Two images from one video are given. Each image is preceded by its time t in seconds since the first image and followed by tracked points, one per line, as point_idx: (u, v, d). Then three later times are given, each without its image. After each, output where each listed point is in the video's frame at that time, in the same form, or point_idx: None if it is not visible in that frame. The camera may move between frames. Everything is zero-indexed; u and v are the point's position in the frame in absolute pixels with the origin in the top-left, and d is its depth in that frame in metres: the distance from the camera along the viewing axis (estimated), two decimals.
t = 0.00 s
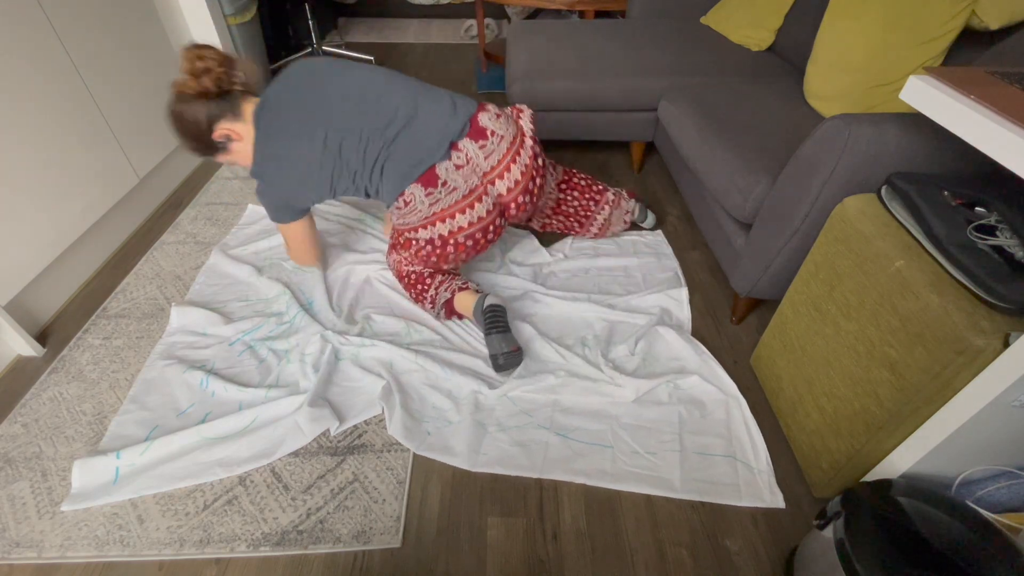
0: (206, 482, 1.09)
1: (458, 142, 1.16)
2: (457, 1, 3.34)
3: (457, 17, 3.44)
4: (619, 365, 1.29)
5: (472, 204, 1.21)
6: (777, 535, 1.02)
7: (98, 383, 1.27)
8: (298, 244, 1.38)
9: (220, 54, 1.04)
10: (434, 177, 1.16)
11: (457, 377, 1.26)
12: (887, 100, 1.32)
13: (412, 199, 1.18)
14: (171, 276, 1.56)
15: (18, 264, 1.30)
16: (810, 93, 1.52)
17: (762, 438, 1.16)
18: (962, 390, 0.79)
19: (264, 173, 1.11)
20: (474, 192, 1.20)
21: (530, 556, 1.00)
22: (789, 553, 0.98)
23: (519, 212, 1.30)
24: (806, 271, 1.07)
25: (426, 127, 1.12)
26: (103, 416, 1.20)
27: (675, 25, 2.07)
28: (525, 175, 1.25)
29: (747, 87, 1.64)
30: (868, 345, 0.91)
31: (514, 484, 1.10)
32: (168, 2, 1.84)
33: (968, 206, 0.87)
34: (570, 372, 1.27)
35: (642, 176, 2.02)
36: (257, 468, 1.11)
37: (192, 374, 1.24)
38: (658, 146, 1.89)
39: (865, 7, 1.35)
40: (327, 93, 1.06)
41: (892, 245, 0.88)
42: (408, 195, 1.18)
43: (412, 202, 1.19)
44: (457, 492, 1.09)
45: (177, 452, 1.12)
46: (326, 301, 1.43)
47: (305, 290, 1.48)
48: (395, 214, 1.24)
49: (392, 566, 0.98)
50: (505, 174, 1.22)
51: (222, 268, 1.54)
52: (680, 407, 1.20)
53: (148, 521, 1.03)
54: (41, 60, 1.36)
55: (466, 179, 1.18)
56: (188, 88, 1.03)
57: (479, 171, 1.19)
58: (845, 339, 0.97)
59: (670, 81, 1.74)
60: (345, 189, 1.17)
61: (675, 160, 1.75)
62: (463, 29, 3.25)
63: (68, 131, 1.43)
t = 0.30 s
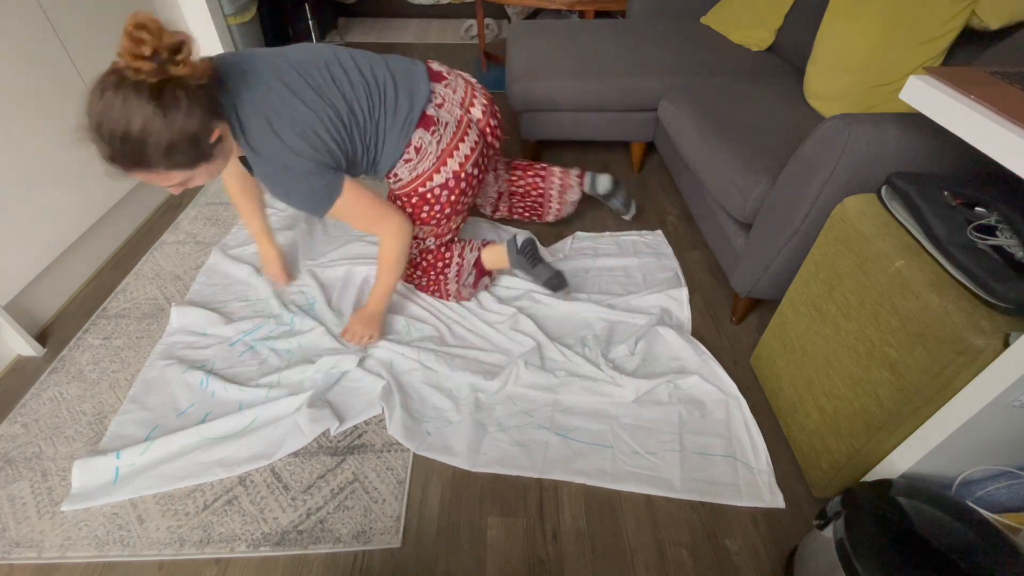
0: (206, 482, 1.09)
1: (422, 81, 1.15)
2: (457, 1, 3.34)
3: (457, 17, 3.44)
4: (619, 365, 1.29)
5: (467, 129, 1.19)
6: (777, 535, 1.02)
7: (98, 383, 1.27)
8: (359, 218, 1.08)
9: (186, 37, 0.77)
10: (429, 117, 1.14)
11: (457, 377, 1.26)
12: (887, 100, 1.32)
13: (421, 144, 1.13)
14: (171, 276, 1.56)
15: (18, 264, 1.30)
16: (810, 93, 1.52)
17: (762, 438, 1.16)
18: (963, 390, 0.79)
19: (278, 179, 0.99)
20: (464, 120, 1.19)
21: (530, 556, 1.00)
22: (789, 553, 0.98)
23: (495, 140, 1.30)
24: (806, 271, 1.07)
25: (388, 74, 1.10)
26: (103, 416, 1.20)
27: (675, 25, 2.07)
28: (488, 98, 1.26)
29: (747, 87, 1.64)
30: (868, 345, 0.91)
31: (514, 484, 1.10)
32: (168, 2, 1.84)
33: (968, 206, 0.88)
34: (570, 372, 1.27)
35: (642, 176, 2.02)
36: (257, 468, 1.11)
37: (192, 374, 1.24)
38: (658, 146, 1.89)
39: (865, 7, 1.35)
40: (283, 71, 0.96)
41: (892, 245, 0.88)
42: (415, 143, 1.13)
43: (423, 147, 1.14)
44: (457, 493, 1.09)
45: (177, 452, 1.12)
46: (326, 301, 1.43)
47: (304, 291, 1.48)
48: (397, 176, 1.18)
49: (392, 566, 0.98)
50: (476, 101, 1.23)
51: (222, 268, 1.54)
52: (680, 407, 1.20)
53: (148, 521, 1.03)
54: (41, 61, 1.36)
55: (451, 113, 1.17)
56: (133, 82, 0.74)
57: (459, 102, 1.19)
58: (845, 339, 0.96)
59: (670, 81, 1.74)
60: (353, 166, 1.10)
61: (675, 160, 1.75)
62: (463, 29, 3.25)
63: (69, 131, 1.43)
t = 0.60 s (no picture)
0: (206, 482, 1.09)
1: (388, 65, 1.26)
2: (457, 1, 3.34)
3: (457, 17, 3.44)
4: (619, 365, 1.29)
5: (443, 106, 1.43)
6: (777, 535, 1.02)
7: (98, 383, 1.27)
8: (378, 189, 1.14)
9: (202, 28, 0.85)
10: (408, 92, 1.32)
11: (457, 376, 1.26)
12: (888, 100, 1.32)
13: (425, 109, 1.32)
14: (171, 276, 1.56)
15: (18, 264, 1.30)
16: (810, 93, 1.52)
17: (762, 438, 1.16)
18: (962, 390, 0.79)
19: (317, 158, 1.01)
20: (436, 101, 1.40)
21: (530, 555, 1.00)
22: (789, 553, 0.98)
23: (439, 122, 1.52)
24: (806, 271, 1.07)
25: (344, 62, 1.18)
26: (103, 416, 1.20)
27: (675, 25, 2.07)
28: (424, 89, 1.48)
29: (747, 87, 1.64)
30: (868, 345, 0.91)
31: (514, 484, 1.10)
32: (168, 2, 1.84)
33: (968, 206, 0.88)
34: (570, 371, 1.27)
35: (642, 175, 2.02)
36: (257, 468, 1.11)
37: (192, 373, 1.24)
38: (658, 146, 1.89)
39: (865, 7, 1.35)
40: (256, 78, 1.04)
41: (892, 245, 0.88)
42: (418, 108, 1.30)
43: (426, 113, 1.32)
44: (457, 492, 1.09)
45: (177, 452, 1.12)
46: (326, 302, 1.42)
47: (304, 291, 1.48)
48: (416, 146, 1.32)
49: (392, 566, 0.98)
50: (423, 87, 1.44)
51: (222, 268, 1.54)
52: (680, 407, 1.20)
53: (148, 521, 1.03)
54: (41, 61, 1.36)
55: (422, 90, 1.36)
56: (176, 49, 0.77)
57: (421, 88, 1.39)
58: (845, 340, 0.97)
59: (670, 81, 1.74)
60: (367, 136, 1.14)
61: (675, 160, 1.75)
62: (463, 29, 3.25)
63: (69, 131, 1.43)
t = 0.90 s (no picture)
0: (206, 482, 1.09)
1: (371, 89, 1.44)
2: (457, 1, 3.34)
3: (457, 17, 3.44)
4: (619, 365, 1.29)
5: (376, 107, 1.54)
6: (777, 535, 1.02)
7: (98, 383, 1.27)
8: (381, 183, 1.15)
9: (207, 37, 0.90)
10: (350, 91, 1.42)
11: (457, 376, 1.26)
12: (888, 100, 1.32)
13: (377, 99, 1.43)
14: (171, 276, 1.56)
15: (18, 264, 1.30)
16: (810, 93, 1.51)
17: (762, 438, 1.16)
18: (962, 390, 0.79)
19: (339, 131, 1.10)
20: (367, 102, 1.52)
21: (530, 556, 1.00)
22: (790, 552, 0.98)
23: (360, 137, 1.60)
24: (806, 271, 1.07)
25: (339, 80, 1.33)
26: (103, 416, 1.20)
27: (675, 26, 2.07)
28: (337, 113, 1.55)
29: (747, 87, 1.64)
30: (868, 345, 0.91)
31: (514, 484, 1.10)
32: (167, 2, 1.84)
33: (968, 206, 0.87)
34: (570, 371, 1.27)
35: (642, 175, 2.02)
36: (257, 468, 1.11)
37: (192, 373, 1.24)
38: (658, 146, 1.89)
39: (865, 7, 1.34)
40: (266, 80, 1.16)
41: (892, 245, 0.88)
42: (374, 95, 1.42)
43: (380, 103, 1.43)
44: (457, 492, 1.09)
45: (177, 452, 1.12)
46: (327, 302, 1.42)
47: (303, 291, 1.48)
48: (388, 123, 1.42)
49: (392, 566, 0.98)
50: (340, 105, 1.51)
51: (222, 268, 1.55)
52: (680, 407, 1.20)
53: (148, 521, 1.03)
54: (41, 61, 1.36)
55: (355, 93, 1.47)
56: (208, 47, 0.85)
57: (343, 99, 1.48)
58: (845, 340, 0.97)
59: (670, 81, 1.74)
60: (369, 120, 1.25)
61: (675, 160, 1.75)
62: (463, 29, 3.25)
63: (69, 131, 1.43)
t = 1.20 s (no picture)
0: (206, 482, 1.09)
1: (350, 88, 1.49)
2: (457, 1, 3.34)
3: (457, 17, 3.44)
4: (619, 365, 1.29)
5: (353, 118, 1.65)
6: (777, 536, 1.02)
7: (98, 383, 1.27)
8: (396, 189, 1.22)
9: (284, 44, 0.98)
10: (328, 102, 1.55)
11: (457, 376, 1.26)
12: (888, 100, 1.32)
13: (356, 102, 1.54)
14: (171, 276, 1.56)
15: (18, 264, 1.30)
16: (810, 93, 1.51)
17: (762, 438, 1.16)
18: (962, 389, 0.79)
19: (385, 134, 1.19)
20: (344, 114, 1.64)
21: (530, 556, 1.00)
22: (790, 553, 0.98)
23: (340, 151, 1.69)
24: (806, 271, 1.07)
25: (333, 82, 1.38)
26: (103, 416, 1.20)
27: (675, 26, 2.07)
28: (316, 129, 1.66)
29: (747, 87, 1.64)
30: (868, 345, 0.91)
31: (514, 484, 1.10)
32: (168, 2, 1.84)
33: (968, 206, 0.87)
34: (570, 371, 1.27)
35: (642, 175, 2.02)
36: (257, 468, 1.11)
37: (192, 373, 1.24)
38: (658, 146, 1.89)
39: (866, 7, 1.34)
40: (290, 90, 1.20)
41: (892, 245, 0.88)
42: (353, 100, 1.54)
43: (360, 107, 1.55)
44: (457, 492, 1.09)
45: (177, 452, 1.12)
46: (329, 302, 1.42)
47: (304, 291, 1.48)
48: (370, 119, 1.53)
49: (392, 566, 0.98)
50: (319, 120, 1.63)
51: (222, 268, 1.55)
52: (680, 407, 1.20)
53: (148, 521, 1.03)
54: (41, 61, 1.36)
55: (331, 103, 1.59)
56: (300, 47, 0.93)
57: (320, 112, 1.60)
58: (845, 340, 0.97)
59: (670, 81, 1.74)
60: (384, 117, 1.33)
61: (675, 160, 1.75)
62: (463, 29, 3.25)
63: (69, 131, 1.43)
